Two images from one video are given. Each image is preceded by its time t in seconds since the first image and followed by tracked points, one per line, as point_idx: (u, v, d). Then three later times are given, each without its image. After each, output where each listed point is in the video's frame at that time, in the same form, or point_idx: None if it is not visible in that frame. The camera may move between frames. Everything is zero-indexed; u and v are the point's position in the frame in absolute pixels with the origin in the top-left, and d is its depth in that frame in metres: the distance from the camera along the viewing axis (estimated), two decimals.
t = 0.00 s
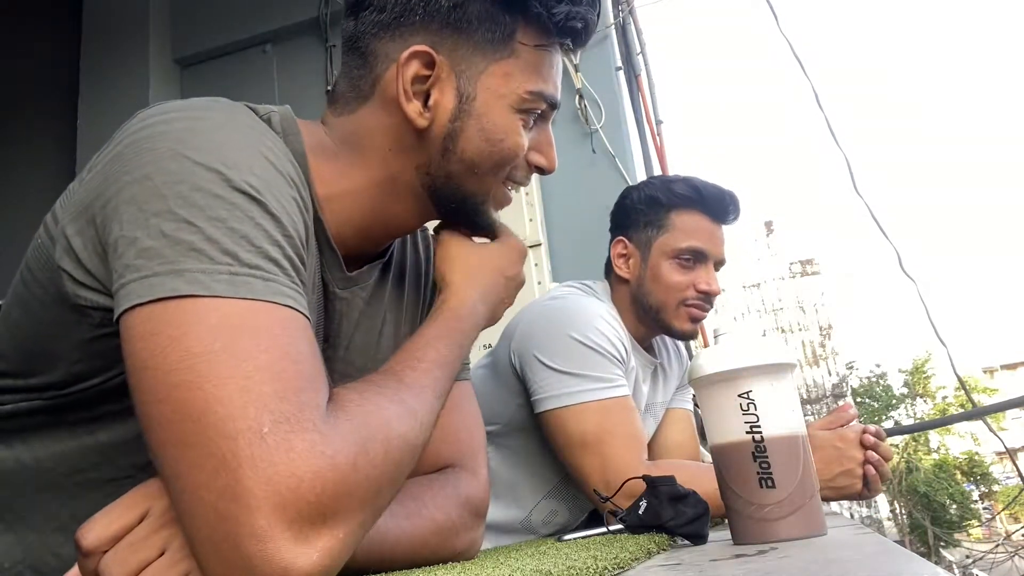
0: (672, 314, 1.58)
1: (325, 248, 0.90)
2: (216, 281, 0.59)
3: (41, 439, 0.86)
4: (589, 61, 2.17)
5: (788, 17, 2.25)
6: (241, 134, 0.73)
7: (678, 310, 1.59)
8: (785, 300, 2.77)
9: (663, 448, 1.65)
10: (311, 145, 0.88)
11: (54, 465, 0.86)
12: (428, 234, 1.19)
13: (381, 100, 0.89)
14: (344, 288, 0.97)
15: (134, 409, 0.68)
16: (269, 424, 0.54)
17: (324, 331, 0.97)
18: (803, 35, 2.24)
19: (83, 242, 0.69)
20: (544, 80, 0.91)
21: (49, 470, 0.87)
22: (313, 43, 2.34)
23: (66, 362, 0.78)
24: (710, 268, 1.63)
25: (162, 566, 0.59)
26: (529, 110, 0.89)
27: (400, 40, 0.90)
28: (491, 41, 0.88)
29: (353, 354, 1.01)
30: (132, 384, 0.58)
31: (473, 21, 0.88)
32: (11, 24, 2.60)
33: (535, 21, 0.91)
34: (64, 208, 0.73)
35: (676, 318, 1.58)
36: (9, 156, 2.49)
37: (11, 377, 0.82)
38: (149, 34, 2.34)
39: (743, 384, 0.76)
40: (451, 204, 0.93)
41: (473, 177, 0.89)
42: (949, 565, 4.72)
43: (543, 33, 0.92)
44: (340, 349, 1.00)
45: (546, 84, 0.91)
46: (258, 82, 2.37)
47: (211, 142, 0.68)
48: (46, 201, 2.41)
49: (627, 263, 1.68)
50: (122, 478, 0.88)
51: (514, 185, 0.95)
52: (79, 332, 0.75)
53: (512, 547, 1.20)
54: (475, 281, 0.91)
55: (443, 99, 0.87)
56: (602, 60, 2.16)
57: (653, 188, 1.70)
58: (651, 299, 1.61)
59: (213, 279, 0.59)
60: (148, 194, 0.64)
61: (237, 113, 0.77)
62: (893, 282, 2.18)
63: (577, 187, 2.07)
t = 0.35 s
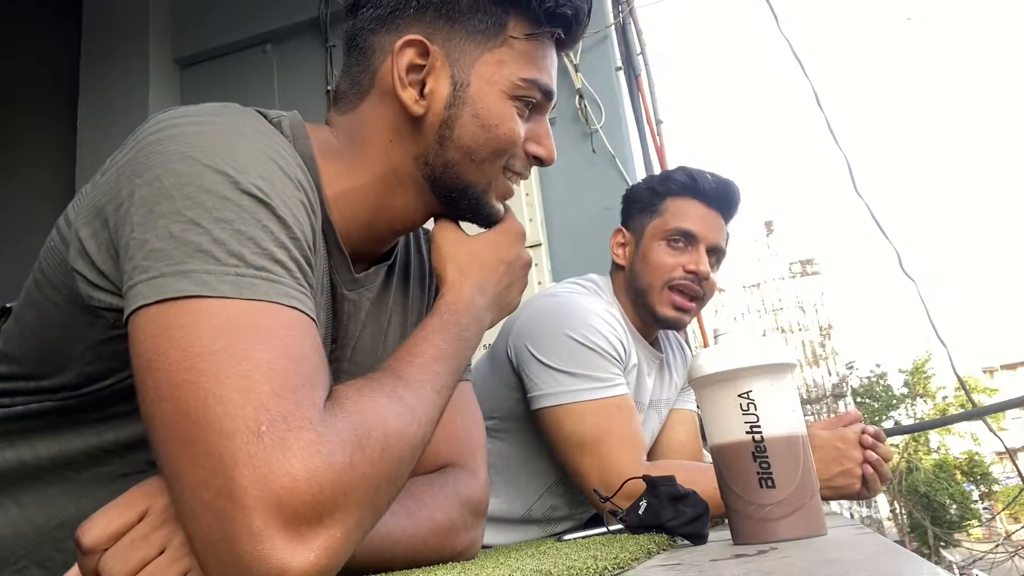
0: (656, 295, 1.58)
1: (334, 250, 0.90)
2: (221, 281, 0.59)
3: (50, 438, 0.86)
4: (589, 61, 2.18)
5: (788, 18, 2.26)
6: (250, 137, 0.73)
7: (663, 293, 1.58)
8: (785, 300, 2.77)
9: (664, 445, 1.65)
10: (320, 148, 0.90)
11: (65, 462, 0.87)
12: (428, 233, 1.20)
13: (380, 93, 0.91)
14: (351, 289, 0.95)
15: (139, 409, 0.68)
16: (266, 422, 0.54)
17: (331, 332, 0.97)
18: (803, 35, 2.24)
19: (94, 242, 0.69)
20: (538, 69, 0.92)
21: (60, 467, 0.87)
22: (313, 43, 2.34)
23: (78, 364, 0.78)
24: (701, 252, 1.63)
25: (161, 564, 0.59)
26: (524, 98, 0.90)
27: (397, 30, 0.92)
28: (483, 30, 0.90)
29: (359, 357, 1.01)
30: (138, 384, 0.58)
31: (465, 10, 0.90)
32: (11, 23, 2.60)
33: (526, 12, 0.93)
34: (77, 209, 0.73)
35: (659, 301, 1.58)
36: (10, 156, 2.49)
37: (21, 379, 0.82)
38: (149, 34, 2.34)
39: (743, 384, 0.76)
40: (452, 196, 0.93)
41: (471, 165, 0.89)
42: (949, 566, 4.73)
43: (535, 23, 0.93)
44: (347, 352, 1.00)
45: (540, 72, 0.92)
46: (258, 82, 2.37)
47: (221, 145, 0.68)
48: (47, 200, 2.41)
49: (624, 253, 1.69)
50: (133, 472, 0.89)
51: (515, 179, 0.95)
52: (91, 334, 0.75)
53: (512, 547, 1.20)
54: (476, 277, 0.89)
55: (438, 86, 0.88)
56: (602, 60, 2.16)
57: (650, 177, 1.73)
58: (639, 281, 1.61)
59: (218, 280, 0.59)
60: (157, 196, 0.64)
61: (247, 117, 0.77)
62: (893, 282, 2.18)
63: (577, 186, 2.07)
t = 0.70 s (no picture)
0: (642, 299, 1.58)
1: (341, 251, 0.90)
2: (231, 281, 0.59)
3: (55, 438, 0.86)
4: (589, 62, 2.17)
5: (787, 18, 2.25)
6: (261, 139, 0.73)
7: (649, 297, 1.58)
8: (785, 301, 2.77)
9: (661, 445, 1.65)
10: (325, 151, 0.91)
11: (73, 461, 0.87)
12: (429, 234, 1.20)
13: (373, 93, 0.93)
14: (358, 292, 0.95)
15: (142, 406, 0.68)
16: (269, 421, 0.54)
17: (338, 334, 0.96)
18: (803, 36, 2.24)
19: (105, 241, 0.69)
20: (528, 67, 0.91)
21: (67, 465, 0.88)
22: (313, 43, 2.34)
23: (85, 361, 0.78)
24: (689, 257, 1.62)
25: (160, 563, 0.59)
26: (512, 95, 0.90)
27: (391, 30, 0.94)
28: (470, 29, 0.91)
29: (365, 359, 1.01)
30: (144, 381, 0.58)
31: (454, 9, 0.92)
32: (11, 22, 2.60)
33: (517, 10, 0.93)
34: (89, 207, 0.74)
35: (646, 305, 1.57)
36: (10, 155, 2.50)
37: (26, 376, 0.83)
38: (149, 34, 2.34)
39: (743, 384, 0.76)
40: (445, 196, 0.92)
41: (459, 162, 0.89)
42: (949, 565, 4.73)
43: (525, 21, 0.94)
44: (353, 354, 1.00)
45: (530, 71, 0.91)
46: (258, 82, 2.36)
47: (234, 147, 0.69)
48: (47, 199, 2.41)
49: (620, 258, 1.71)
50: (138, 470, 0.89)
51: (512, 182, 0.94)
52: (99, 332, 0.75)
53: (512, 547, 1.20)
54: (473, 281, 0.89)
55: (425, 82, 0.90)
56: (602, 60, 2.16)
57: (645, 183, 1.73)
58: (628, 285, 1.61)
59: (228, 279, 0.59)
60: (169, 196, 0.64)
61: (257, 119, 0.77)
62: (892, 283, 2.18)
63: (578, 187, 2.08)
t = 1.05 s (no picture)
0: (645, 299, 1.58)
1: (343, 252, 0.90)
2: (234, 279, 0.59)
3: (56, 437, 0.86)
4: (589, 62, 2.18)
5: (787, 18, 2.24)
6: (265, 139, 0.73)
7: (653, 297, 1.58)
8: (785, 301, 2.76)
9: (663, 445, 1.65)
10: (326, 151, 0.91)
11: (74, 460, 0.87)
12: (429, 234, 1.20)
13: (372, 92, 0.93)
14: (360, 291, 0.95)
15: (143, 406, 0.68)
16: (270, 421, 0.54)
17: (341, 335, 0.96)
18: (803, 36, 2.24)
19: (107, 239, 0.69)
20: (525, 62, 0.92)
21: (67, 465, 0.88)
22: (313, 43, 2.34)
23: (86, 360, 0.78)
24: (690, 257, 1.62)
25: (161, 562, 0.58)
26: (511, 89, 0.90)
27: (390, 28, 0.94)
28: (468, 24, 0.91)
29: (367, 359, 1.01)
30: (146, 381, 0.58)
31: (452, 7, 0.92)
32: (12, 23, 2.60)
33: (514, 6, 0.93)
34: (90, 205, 0.74)
35: (650, 305, 1.57)
36: (10, 155, 2.50)
37: (25, 376, 0.83)
38: (149, 34, 2.34)
39: (743, 383, 0.76)
40: (445, 192, 0.92)
41: (460, 159, 0.89)
42: (949, 566, 4.72)
43: (523, 16, 0.93)
44: (355, 355, 0.99)
45: (527, 66, 0.91)
46: (258, 82, 2.36)
47: (237, 145, 0.69)
48: (45, 198, 2.41)
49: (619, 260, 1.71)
50: (137, 471, 0.89)
51: (513, 179, 0.94)
52: (99, 331, 0.75)
53: (512, 547, 1.20)
54: (474, 280, 0.89)
55: (423, 80, 0.90)
56: (602, 60, 2.16)
57: (644, 185, 1.73)
58: (630, 286, 1.61)
59: (231, 277, 0.59)
60: (172, 195, 0.64)
61: (260, 118, 0.77)
62: (892, 282, 2.18)
63: (578, 187, 2.07)
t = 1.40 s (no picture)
0: (654, 303, 1.57)
1: (343, 252, 0.90)
2: (233, 280, 0.59)
3: (56, 438, 0.86)
4: (589, 63, 2.18)
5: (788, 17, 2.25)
6: (264, 139, 0.73)
7: (662, 301, 1.57)
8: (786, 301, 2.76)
9: (663, 445, 1.65)
10: (326, 152, 0.91)
11: (74, 460, 0.87)
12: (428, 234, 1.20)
13: (372, 93, 0.93)
14: (359, 291, 0.95)
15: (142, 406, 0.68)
16: (270, 422, 0.54)
17: (340, 335, 0.96)
18: (802, 35, 2.24)
19: (106, 239, 0.69)
20: (527, 62, 0.92)
21: (67, 465, 0.88)
22: (313, 43, 2.34)
23: (85, 361, 0.78)
24: (695, 259, 1.62)
25: (161, 563, 0.58)
26: (513, 89, 0.90)
27: (390, 29, 0.94)
28: (470, 25, 0.91)
29: (367, 358, 1.01)
30: (145, 381, 0.58)
31: (453, 6, 0.92)
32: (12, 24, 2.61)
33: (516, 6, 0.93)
34: (89, 205, 0.74)
35: (659, 308, 1.57)
36: (10, 155, 2.49)
37: (25, 377, 0.82)
38: (149, 34, 2.34)
39: (744, 383, 0.76)
40: (447, 191, 0.92)
41: (463, 160, 0.89)
42: (949, 566, 4.72)
43: (524, 16, 0.93)
44: (355, 354, 1.00)
45: (529, 66, 0.91)
46: (258, 82, 2.36)
47: (236, 146, 0.69)
48: (45, 197, 2.41)
49: (621, 262, 1.71)
50: (136, 471, 0.88)
51: (516, 179, 0.94)
52: (98, 332, 0.75)
53: (512, 547, 1.20)
54: (473, 280, 0.89)
55: (425, 80, 0.90)
56: (602, 60, 2.16)
57: (645, 186, 1.73)
58: (637, 290, 1.60)
59: (230, 277, 0.59)
60: (171, 195, 0.64)
61: (260, 118, 0.77)
62: (892, 282, 2.18)
63: (577, 187, 2.08)
